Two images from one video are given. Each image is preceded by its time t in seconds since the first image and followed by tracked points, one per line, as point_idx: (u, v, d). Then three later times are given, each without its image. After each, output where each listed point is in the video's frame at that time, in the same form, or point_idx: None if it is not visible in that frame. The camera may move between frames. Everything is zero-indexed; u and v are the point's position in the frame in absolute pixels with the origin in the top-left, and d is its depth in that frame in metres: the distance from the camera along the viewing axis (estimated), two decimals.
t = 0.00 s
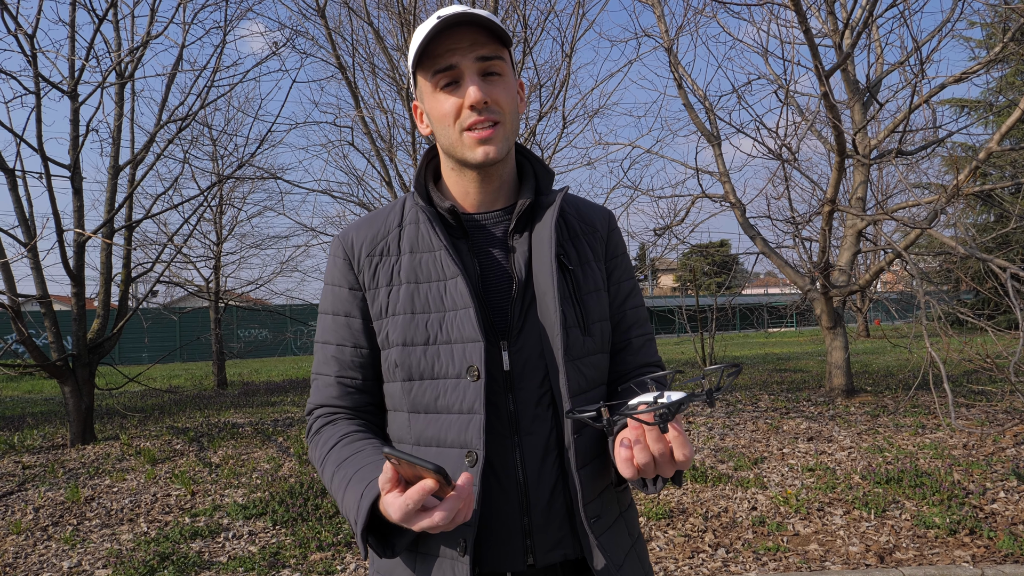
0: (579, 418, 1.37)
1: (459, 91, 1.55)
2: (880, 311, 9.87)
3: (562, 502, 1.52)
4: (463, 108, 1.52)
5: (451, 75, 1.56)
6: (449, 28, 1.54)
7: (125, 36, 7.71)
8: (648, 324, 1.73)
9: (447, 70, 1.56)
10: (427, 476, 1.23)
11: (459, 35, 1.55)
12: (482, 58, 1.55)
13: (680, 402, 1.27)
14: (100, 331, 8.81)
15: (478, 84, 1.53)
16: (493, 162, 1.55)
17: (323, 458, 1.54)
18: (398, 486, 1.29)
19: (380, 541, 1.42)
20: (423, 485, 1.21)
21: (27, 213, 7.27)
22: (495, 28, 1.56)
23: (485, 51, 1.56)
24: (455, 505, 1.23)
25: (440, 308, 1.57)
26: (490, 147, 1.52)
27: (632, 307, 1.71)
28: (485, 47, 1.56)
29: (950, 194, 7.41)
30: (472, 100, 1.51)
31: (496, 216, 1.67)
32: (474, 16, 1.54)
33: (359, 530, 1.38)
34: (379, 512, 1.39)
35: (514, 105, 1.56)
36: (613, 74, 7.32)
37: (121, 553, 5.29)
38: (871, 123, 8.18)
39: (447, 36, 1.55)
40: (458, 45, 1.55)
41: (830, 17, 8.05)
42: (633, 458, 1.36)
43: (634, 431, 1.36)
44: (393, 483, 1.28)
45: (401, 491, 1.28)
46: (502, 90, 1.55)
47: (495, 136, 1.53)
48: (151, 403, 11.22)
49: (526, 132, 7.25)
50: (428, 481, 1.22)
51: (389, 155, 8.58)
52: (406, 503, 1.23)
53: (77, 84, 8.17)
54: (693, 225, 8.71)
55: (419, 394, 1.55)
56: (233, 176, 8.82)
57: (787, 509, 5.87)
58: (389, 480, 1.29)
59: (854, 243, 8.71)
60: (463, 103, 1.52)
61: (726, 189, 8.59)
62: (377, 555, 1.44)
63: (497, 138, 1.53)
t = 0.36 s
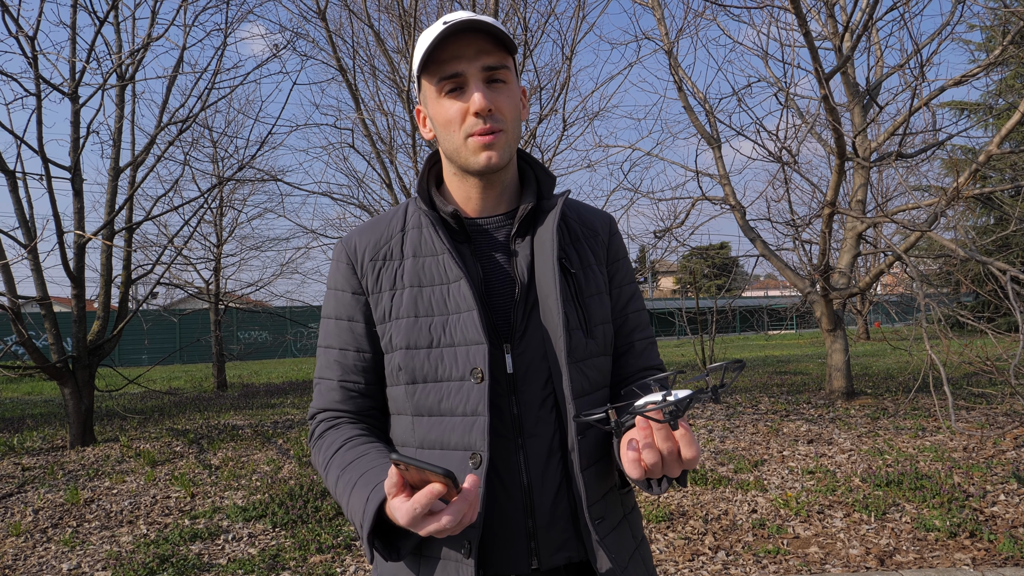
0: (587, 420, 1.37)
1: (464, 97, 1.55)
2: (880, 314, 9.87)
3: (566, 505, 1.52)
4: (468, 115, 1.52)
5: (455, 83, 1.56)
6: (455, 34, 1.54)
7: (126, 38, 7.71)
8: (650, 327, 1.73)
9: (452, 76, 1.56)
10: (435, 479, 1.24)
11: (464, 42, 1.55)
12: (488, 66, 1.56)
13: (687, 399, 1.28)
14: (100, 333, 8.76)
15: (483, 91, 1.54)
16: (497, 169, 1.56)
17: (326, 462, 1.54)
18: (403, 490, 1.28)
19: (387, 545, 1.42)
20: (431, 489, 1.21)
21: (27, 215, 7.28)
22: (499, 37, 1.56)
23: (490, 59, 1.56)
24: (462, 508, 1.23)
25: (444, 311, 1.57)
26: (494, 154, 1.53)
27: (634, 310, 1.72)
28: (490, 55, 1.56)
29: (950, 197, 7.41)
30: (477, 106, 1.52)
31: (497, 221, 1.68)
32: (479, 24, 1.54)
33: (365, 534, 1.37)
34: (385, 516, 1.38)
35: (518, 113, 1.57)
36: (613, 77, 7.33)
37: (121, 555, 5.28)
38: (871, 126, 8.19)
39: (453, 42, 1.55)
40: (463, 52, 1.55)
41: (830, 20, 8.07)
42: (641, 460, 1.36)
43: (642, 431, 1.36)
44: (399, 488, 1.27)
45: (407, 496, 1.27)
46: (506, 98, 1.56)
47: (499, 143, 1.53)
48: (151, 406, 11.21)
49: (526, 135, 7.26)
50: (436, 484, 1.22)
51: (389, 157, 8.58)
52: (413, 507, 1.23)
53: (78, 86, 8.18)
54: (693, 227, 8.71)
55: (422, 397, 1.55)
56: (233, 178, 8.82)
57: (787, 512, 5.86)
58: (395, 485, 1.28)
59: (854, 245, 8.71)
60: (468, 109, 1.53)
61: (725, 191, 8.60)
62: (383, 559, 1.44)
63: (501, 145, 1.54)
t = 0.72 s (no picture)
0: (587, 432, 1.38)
1: (475, 107, 1.54)
2: (880, 317, 9.87)
3: (567, 505, 1.52)
4: (478, 125, 1.52)
5: (467, 91, 1.55)
6: (468, 43, 1.53)
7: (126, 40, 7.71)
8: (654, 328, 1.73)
9: (464, 85, 1.55)
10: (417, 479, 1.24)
11: (477, 51, 1.54)
12: (499, 77, 1.55)
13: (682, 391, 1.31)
14: (100, 335, 8.72)
15: (494, 102, 1.53)
16: (503, 179, 1.57)
17: (331, 460, 1.55)
18: (393, 488, 1.30)
19: (383, 542, 1.43)
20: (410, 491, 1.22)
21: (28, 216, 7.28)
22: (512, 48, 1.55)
23: (501, 71, 1.56)
24: (445, 508, 1.24)
25: (448, 313, 1.57)
26: (502, 166, 1.54)
27: (638, 311, 1.71)
28: (502, 66, 1.56)
29: (950, 200, 7.40)
30: (487, 118, 1.51)
31: (502, 224, 1.68)
32: (493, 35, 1.53)
33: (361, 528, 1.39)
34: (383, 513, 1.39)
35: (526, 123, 1.58)
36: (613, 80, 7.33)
37: (120, 557, 5.28)
38: (871, 130, 8.20)
39: (466, 50, 1.54)
40: (476, 61, 1.54)
41: (830, 24, 8.08)
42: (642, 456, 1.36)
43: (640, 433, 1.34)
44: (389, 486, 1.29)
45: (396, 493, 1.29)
46: (517, 109, 1.56)
47: (507, 154, 1.54)
48: (151, 408, 11.20)
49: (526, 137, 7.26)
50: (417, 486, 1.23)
51: (390, 160, 8.58)
52: (396, 506, 1.24)
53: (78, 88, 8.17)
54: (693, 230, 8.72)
55: (427, 397, 1.55)
56: (234, 180, 8.82)
57: (787, 515, 5.86)
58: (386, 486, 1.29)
59: (854, 249, 8.72)
60: (478, 119, 1.52)
61: (726, 194, 8.61)
62: (380, 557, 1.44)
63: (509, 156, 1.54)
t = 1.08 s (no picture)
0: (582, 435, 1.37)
1: (459, 100, 1.55)
2: (879, 314, 9.87)
3: (565, 502, 1.52)
4: (462, 118, 1.53)
5: (451, 87, 1.56)
6: (446, 39, 1.54)
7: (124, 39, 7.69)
8: (660, 325, 1.71)
9: (447, 81, 1.56)
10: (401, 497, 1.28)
11: (457, 46, 1.55)
12: (481, 68, 1.55)
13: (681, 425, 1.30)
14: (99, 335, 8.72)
15: (477, 94, 1.53)
16: (495, 169, 1.56)
17: (338, 451, 1.57)
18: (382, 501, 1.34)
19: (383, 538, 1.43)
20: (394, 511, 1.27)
21: (26, 217, 7.27)
22: (492, 36, 1.53)
23: (483, 61, 1.55)
24: (434, 520, 1.28)
25: (449, 311, 1.57)
26: (490, 155, 1.53)
27: (643, 307, 1.70)
28: (484, 57, 1.55)
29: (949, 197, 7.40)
30: (470, 110, 1.52)
31: (505, 220, 1.67)
32: (471, 26, 1.53)
33: (363, 523, 1.39)
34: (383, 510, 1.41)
35: (516, 112, 1.56)
36: (612, 78, 7.32)
37: (121, 557, 5.29)
38: (870, 127, 8.19)
39: (446, 47, 1.55)
40: (457, 56, 1.55)
41: (829, 21, 8.07)
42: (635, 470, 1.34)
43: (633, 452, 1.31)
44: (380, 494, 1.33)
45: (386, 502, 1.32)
46: (502, 98, 1.54)
47: (495, 143, 1.53)
48: (151, 407, 11.20)
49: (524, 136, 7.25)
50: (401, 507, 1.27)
51: (388, 158, 8.57)
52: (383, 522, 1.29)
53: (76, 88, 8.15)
54: (692, 227, 8.71)
55: (429, 394, 1.56)
56: (232, 179, 8.81)
57: (787, 512, 5.87)
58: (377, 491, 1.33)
59: (853, 246, 8.72)
60: (462, 113, 1.53)
61: (725, 192, 8.61)
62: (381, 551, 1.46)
63: (496, 145, 1.53)
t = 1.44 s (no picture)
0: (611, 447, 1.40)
1: (455, 102, 1.55)
2: (880, 312, 9.85)
3: (563, 505, 1.51)
4: (458, 120, 1.52)
5: (445, 89, 1.56)
6: (438, 42, 1.55)
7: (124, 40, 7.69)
8: (662, 325, 1.71)
9: (442, 83, 1.57)
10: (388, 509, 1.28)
11: (450, 48, 1.55)
12: (475, 69, 1.55)
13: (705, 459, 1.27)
14: (100, 335, 8.72)
15: (472, 95, 1.53)
16: (493, 170, 1.55)
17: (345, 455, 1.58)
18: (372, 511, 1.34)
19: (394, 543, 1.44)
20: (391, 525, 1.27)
21: (26, 218, 7.28)
22: (485, 36, 1.53)
23: (477, 61, 1.55)
24: (426, 526, 1.30)
25: (450, 319, 1.56)
26: (487, 157, 1.52)
27: (646, 308, 1.70)
28: (477, 58, 1.55)
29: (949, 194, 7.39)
30: (465, 111, 1.51)
31: (505, 223, 1.66)
32: (464, 27, 1.53)
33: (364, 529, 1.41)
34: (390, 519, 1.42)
35: (511, 111, 1.55)
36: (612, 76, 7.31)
37: (122, 557, 5.29)
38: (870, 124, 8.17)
39: (439, 49, 1.56)
40: (451, 58, 1.56)
41: (829, 18, 8.06)
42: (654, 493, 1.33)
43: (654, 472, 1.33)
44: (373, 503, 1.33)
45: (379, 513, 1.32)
46: (497, 98, 1.54)
47: (491, 144, 1.52)
48: (152, 408, 11.21)
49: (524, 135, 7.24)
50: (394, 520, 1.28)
51: (388, 157, 8.55)
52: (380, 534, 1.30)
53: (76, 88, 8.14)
54: (692, 226, 8.70)
55: (431, 400, 1.56)
56: (232, 179, 8.82)
57: (788, 510, 5.86)
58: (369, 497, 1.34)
59: (853, 243, 8.71)
60: (458, 115, 1.53)
61: (725, 190, 8.60)
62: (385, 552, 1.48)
63: (493, 146, 1.53)
